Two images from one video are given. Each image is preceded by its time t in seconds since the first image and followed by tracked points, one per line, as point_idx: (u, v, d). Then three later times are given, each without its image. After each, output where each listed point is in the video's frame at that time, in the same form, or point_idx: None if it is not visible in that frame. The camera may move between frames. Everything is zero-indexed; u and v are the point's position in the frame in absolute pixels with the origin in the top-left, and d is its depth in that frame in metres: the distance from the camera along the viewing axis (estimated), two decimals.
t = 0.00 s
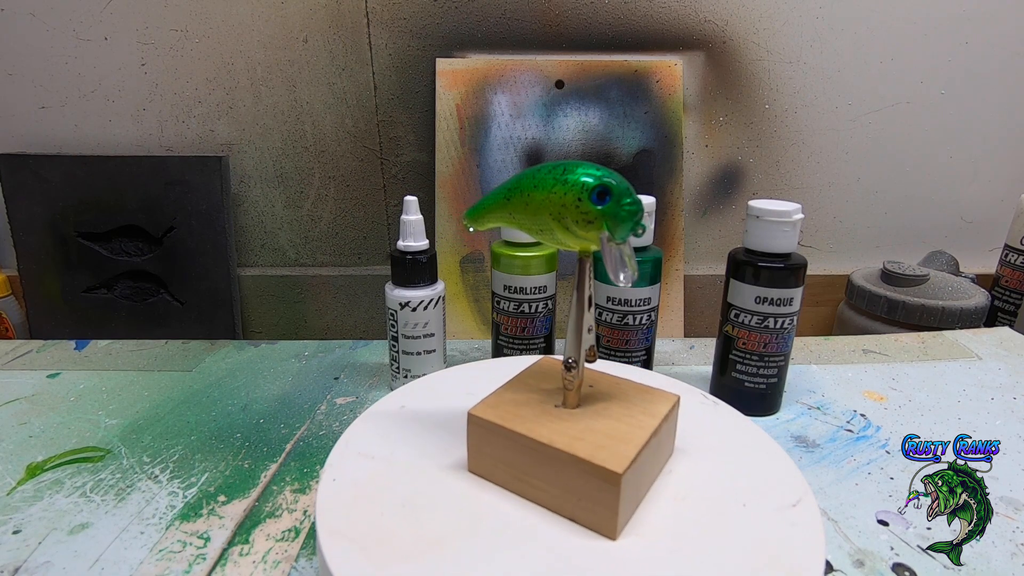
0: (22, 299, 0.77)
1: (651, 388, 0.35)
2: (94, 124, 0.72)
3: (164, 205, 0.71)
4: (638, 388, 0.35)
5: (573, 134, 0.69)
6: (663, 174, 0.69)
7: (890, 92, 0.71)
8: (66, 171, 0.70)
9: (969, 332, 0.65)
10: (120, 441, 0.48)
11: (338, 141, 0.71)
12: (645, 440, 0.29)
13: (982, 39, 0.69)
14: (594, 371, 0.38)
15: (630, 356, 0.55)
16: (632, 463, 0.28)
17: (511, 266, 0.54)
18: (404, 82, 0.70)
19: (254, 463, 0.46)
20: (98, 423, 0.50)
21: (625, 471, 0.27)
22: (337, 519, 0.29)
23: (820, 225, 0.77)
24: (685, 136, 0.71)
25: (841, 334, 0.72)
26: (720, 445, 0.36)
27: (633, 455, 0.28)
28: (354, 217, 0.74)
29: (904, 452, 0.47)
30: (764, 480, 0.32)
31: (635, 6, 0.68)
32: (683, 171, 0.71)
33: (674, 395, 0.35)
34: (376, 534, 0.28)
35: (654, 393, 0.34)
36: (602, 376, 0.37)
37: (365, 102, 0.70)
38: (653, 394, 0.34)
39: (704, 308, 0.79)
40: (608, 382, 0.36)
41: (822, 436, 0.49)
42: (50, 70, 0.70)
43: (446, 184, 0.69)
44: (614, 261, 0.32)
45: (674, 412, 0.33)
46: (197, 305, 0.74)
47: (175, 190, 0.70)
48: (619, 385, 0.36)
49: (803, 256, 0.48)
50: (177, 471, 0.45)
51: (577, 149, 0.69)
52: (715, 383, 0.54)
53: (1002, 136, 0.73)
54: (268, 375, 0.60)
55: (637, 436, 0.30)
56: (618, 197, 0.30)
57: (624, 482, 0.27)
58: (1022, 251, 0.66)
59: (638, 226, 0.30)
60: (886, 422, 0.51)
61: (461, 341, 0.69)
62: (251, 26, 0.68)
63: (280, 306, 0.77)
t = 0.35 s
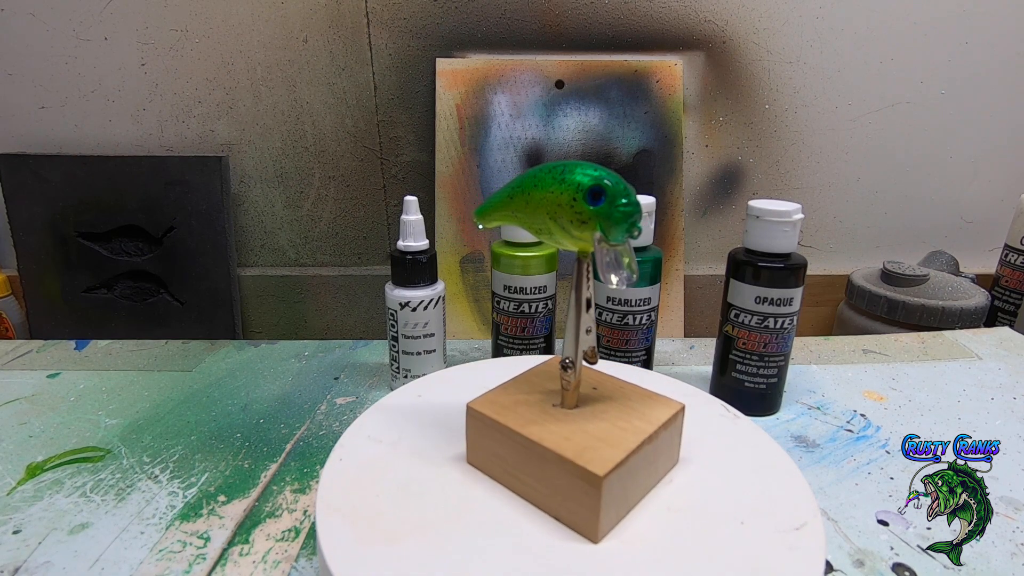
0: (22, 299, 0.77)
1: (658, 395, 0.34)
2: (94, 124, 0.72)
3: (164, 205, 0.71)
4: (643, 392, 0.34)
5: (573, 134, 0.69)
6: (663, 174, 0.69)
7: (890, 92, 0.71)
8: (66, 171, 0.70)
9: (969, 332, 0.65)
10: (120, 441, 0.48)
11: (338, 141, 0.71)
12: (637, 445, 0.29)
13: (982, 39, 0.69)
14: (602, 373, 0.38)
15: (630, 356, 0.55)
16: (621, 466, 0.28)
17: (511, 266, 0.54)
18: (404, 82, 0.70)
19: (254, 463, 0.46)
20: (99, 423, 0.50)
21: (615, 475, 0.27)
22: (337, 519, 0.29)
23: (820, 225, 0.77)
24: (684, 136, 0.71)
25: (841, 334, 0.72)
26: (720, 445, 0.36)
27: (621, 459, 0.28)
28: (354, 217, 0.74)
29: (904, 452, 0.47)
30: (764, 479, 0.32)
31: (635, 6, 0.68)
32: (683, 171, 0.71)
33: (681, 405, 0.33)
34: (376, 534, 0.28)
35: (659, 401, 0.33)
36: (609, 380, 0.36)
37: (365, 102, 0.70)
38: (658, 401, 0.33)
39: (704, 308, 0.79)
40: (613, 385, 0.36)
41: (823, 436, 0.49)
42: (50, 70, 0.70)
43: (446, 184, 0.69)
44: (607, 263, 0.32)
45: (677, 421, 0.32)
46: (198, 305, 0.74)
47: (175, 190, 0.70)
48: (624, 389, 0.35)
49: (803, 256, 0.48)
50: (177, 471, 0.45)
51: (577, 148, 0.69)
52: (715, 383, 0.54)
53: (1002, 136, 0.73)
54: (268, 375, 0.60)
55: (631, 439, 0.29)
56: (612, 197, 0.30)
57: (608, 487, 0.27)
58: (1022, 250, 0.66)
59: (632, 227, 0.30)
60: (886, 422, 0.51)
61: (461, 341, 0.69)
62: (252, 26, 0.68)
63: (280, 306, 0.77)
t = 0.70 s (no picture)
0: (22, 299, 0.77)
1: (662, 403, 0.33)
2: (94, 124, 0.72)
3: (164, 205, 0.71)
4: (646, 399, 0.34)
5: (573, 134, 0.69)
6: (663, 174, 0.69)
7: (890, 92, 0.71)
8: (66, 171, 0.70)
9: (969, 332, 0.65)
10: (120, 441, 0.48)
11: (338, 141, 0.71)
12: (625, 452, 0.29)
13: (982, 39, 0.69)
14: (608, 375, 0.37)
15: (630, 356, 0.55)
16: (604, 470, 0.28)
17: (511, 266, 0.54)
18: (404, 82, 0.70)
19: (254, 463, 0.46)
20: (99, 423, 0.50)
21: (593, 479, 0.27)
22: (337, 519, 0.29)
23: (820, 225, 0.77)
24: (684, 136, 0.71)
25: (841, 334, 0.72)
26: (720, 445, 0.36)
27: (603, 463, 0.28)
28: (354, 216, 0.74)
29: (904, 452, 0.47)
30: (764, 480, 0.32)
31: (635, 6, 0.68)
32: (683, 171, 0.71)
33: (684, 415, 0.32)
34: (377, 533, 0.28)
35: (660, 409, 0.33)
36: (614, 383, 0.36)
37: (365, 102, 0.70)
38: (659, 408, 0.33)
39: (704, 308, 0.79)
40: (616, 389, 0.35)
41: (823, 436, 0.49)
42: (50, 70, 0.70)
43: (446, 184, 0.69)
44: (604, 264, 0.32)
45: (676, 431, 0.31)
46: (198, 305, 0.74)
47: (175, 190, 0.70)
48: (627, 394, 0.35)
49: (803, 256, 0.48)
50: (177, 471, 0.45)
51: (577, 148, 0.69)
52: (715, 383, 0.54)
53: (1002, 137, 0.73)
54: (268, 375, 0.60)
55: (620, 444, 0.29)
56: (606, 198, 0.30)
57: (586, 490, 0.27)
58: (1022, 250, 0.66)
59: (626, 229, 0.30)
60: (886, 422, 0.51)
61: (461, 341, 0.69)
62: (251, 26, 0.68)
63: (280, 307, 0.77)
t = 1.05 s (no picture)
0: (22, 299, 0.77)
1: (664, 411, 0.33)
2: (94, 124, 0.72)
3: (164, 205, 0.71)
4: (650, 405, 0.33)
5: (573, 134, 0.69)
6: (663, 174, 0.69)
7: (890, 92, 0.71)
8: (66, 170, 0.70)
9: (969, 332, 0.65)
10: (120, 441, 0.48)
11: (338, 141, 0.71)
12: (612, 455, 0.28)
13: (982, 39, 0.69)
14: (615, 377, 0.37)
15: (630, 356, 0.55)
16: (589, 470, 0.28)
17: (511, 266, 0.54)
18: (404, 82, 0.70)
19: (254, 463, 0.46)
20: (99, 423, 0.50)
21: (576, 479, 0.27)
22: (337, 519, 0.29)
23: (820, 225, 0.77)
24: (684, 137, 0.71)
25: (841, 335, 0.72)
26: (720, 445, 0.36)
27: (587, 463, 0.28)
28: (354, 216, 0.74)
29: (904, 452, 0.47)
30: (764, 480, 0.32)
31: (635, 6, 0.68)
32: (683, 171, 0.71)
33: (685, 425, 0.31)
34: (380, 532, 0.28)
35: (661, 417, 0.32)
36: (618, 386, 0.36)
37: (365, 102, 0.70)
38: (661, 416, 0.32)
39: (704, 308, 0.79)
40: (619, 392, 0.35)
41: (823, 436, 0.49)
42: (50, 70, 0.70)
43: (446, 184, 0.69)
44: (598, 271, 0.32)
45: (673, 441, 0.30)
46: (198, 305, 0.74)
47: (175, 190, 0.70)
48: (629, 397, 0.34)
49: (802, 256, 0.49)
50: (177, 471, 0.45)
51: (577, 148, 0.69)
52: (715, 383, 0.54)
53: (1001, 137, 0.73)
54: (268, 375, 0.60)
55: (609, 447, 0.29)
56: (600, 198, 0.30)
57: (567, 490, 0.27)
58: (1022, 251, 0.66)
59: (618, 229, 0.30)
60: (886, 422, 0.51)
61: (461, 341, 0.69)
62: (252, 26, 0.68)
63: (280, 306, 0.77)
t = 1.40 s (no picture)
0: (22, 299, 0.77)
1: (665, 420, 0.32)
2: (94, 124, 0.72)
3: (164, 205, 0.71)
4: (650, 413, 0.32)
5: (573, 134, 0.69)
6: (663, 174, 0.69)
7: (890, 92, 0.71)
8: (66, 170, 0.70)
9: (969, 332, 0.65)
10: (120, 441, 0.48)
11: (338, 141, 0.71)
12: (597, 458, 0.28)
13: (982, 39, 0.69)
14: (620, 380, 0.37)
15: (630, 356, 0.55)
16: (571, 471, 0.28)
17: (511, 266, 0.54)
18: (404, 82, 0.70)
19: (254, 463, 0.46)
20: (99, 423, 0.50)
21: (556, 479, 0.27)
22: (337, 519, 0.29)
23: (820, 225, 0.77)
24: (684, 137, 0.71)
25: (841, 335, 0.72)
26: (721, 445, 0.36)
27: (570, 464, 0.28)
28: (354, 216, 0.74)
29: (904, 452, 0.47)
30: (764, 480, 0.32)
31: (635, 6, 0.68)
32: (683, 171, 0.71)
33: (682, 436, 0.30)
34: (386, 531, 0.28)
35: (659, 425, 0.31)
36: (622, 390, 0.35)
37: (365, 102, 0.70)
38: (659, 424, 0.31)
39: (704, 308, 0.79)
40: (620, 396, 0.34)
41: (823, 436, 0.49)
42: (50, 70, 0.70)
43: (446, 184, 0.69)
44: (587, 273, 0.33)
45: (667, 450, 0.30)
46: (198, 305, 0.74)
47: (175, 190, 0.71)
48: (630, 403, 0.33)
49: (803, 256, 0.48)
50: (177, 471, 0.45)
51: (577, 148, 0.69)
52: (715, 383, 0.54)
53: (1002, 137, 0.73)
54: (268, 375, 0.60)
55: (596, 450, 0.29)
56: (593, 198, 0.30)
57: (546, 488, 0.27)
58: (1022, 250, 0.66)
59: (609, 229, 0.30)
60: (886, 422, 0.51)
61: (461, 341, 0.69)
62: (251, 26, 0.68)
63: (280, 306, 0.77)
